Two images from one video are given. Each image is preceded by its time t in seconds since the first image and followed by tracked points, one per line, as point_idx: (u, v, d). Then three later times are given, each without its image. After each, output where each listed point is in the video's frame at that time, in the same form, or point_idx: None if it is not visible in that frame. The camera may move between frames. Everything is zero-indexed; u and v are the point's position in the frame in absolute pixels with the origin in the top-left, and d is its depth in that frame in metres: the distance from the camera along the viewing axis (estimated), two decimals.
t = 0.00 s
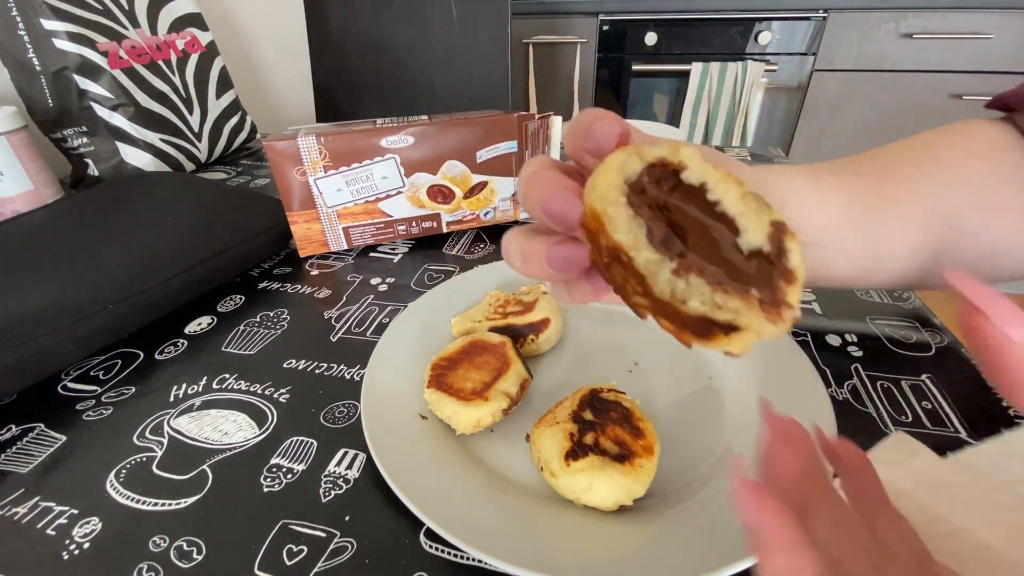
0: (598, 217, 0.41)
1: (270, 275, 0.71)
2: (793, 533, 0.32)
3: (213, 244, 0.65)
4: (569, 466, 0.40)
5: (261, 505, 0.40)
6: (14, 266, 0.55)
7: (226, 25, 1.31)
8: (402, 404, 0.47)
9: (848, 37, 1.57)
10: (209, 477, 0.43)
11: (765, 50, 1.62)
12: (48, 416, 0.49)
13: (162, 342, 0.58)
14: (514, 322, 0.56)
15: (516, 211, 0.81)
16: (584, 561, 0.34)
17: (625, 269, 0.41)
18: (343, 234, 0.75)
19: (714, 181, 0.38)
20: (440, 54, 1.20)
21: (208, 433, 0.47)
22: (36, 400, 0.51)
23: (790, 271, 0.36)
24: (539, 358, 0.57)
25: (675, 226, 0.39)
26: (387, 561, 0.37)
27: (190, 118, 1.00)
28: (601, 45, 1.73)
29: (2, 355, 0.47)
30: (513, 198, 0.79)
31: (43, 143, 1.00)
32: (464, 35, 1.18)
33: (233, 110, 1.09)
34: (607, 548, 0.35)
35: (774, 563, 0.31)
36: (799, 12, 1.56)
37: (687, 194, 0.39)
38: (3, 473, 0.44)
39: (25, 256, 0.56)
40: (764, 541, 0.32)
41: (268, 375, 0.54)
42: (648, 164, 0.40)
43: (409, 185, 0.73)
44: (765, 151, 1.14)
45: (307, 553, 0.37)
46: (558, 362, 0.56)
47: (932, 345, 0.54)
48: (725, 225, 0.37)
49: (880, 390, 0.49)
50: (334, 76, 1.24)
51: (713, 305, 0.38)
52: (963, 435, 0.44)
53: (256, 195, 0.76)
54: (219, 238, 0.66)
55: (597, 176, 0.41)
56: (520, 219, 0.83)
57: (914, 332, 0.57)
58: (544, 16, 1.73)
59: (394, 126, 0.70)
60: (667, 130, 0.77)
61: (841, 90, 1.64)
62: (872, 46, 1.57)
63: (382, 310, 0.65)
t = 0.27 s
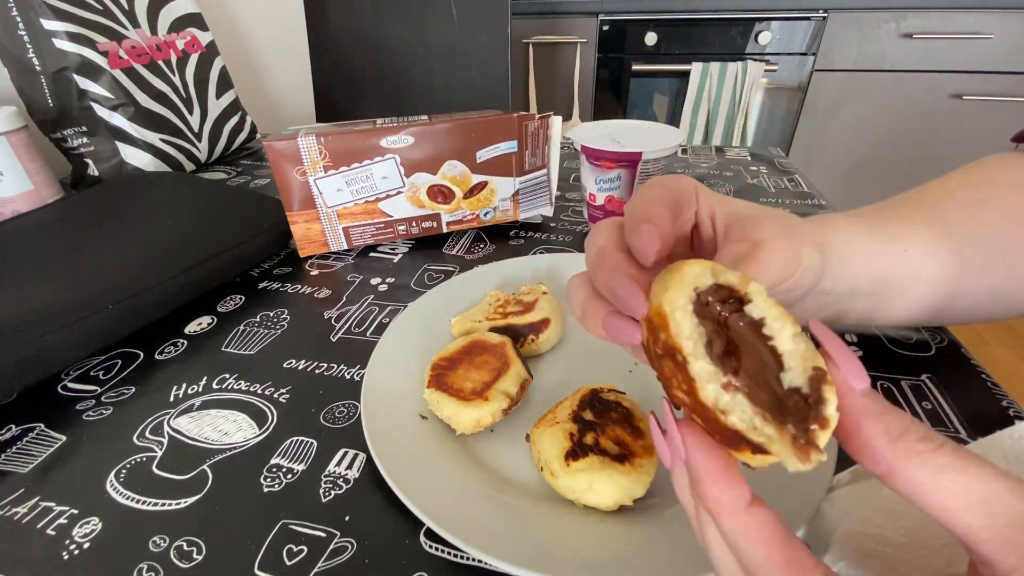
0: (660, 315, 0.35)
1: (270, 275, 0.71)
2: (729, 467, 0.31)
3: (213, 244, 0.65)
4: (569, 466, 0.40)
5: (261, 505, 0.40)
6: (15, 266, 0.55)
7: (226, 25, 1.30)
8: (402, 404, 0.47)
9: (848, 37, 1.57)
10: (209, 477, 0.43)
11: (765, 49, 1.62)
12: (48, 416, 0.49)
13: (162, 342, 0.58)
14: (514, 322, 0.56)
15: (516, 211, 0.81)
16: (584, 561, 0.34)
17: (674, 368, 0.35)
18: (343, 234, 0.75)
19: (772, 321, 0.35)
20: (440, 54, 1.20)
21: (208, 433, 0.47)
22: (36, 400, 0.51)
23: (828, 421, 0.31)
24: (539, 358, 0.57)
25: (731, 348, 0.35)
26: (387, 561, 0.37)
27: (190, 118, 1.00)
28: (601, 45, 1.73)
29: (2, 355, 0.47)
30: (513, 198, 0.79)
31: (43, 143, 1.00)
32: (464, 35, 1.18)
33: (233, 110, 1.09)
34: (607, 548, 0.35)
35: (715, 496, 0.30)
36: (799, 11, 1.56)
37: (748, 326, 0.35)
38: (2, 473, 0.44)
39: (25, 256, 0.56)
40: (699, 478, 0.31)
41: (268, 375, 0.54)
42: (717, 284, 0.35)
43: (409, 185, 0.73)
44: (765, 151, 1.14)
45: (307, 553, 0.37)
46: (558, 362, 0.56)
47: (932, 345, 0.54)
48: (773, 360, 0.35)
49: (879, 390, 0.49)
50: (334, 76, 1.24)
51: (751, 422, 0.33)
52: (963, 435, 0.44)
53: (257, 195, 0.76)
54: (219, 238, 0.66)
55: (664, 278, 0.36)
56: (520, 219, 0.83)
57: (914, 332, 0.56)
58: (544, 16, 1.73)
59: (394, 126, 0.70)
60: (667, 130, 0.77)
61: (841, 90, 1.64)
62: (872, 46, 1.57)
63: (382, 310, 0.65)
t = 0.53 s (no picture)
0: (665, 310, 0.34)
1: (270, 275, 0.71)
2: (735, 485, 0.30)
3: (213, 244, 0.65)
4: (569, 466, 0.40)
5: (261, 505, 0.40)
6: (14, 266, 0.55)
7: (226, 25, 1.30)
8: (402, 404, 0.47)
9: (848, 37, 1.57)
10: (209, 477, 0.43)
11: (765, 50, 1.62)
12: (48, 416, 0.49)
13: (162, 342, 0.58)
14: (514, 322, 0.56)
15: (516, 211, 0.81)
16: (585, 561, 0.34)
17: (677, 370, 0.33)
18: (343, 234, 0.75)
19: (771, 329, 0.34)
20: (440, 54, 1.20)
21: (208, 433, 0.47)
22: (36, 400, 0.51)
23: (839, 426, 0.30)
24: (539, 358, 0.57)
25: (736, 351, 0.34)
26: (386, 561, 0.37)
27: (190, 118, 1.00)
28: (601, 45, 1.73)
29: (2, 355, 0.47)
30: (513, 198, 0.79)
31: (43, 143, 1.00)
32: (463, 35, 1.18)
33: (233, 110, 1.09)
34: (607, 548, 0.35)
35: (724, 518, 0.29)
36: (799, 11, 1.56)
37: (747, 331, 0.34)
38: (2, 473, 0.44)
39: (25, 256, 0.56)
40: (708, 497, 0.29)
41: (268, 375, 0.54)
42: (719, 288, 0.34)
43: (409, 185, 0.73)
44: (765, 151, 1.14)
45: (307, 553, 0.37)
46: (557, 362, 0.56)
47: (932, 345, 0.54)
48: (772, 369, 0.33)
49: (880, 390, 0.49)
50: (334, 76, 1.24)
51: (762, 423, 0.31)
52: (963, 435, 0.44)
53: (257, 195, 0.76)
54: (219, 238, 0.66)
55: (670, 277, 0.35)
56: (520, 219, 0.83)
57: (914, 332, 0.56)
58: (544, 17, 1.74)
59: (394, 126, 0.70)
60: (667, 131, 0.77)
61: (841, 90, 1.64)
62: (872, 46, 1.57)
63: (382, 310, 0.65)
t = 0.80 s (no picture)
0: (659, 279, 0.35)
1: (270, 275, 0.71)
2: (706, 530, 0.32)
3: (212, 244, 0.65)
4: (569, 466, 0.40)
5: (261, 505, 0.40)
6: (14, 266, 0.55)
7: (226, 25, 1.30)
8: (402, 405, 0.47)
9: (848, 37, 1.57)
10: (209, 477, 0.43)
11: (765, 50, 1.62)
12: (48, 416, 0.49)
13: (162, 342, 0.58)
14: (514, 322, 0.56)
15: (516, 211, 0.81)
16: (585, 560, 0.34)
17: (662, 342, 0.35)
18: (343, 234, 0.75)
19: (763, 314, 0.34)
20: (440, 54, 1.20)
21: (208, 433, 0.47)
22: (36, 400, 0.51)
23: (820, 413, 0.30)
24: (539, 358, 0.57)
25: (726, 328, 0.34)
26: (386, 561, 0.37)
27: (190, 118, 1.00)
28: (601, 45, 1.73)
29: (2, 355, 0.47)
30: (513, 198, 0.79)
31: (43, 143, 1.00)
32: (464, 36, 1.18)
33: (233, 110, 1.09)
34: (606, 548, 0.35)
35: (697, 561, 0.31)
36: (799, 11, 1.56)
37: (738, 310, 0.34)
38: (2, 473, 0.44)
39: (25, 256, 0.56)
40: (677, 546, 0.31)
41: (268, 375, 0.54)
42: (718, 260, 0.35)
43: (409, 185, 0.73)
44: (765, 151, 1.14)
45: (307, 553, 0.37)
46: (558, 362, 0.56)
47: (932, 345, 0.54)
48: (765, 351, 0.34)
49: (880, 390, 0.49)
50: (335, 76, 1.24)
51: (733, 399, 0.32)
52: (963, 435, 0.44)
53: (257, 195, 0.76)
54: (219, 238, 0.66)
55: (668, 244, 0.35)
56: (520, 219, 0.83)
57: (914, 333, 0.56)
58: (544, 17, 1.74)
59: (394, 126, 0.70)
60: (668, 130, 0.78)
61: (841, 90, 1.64)
62: (872, 46, 1.57)
63: (382, 310, 0.65)
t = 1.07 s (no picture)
0: (629, 197, 0.42)
1: (270, 275, 0.71)
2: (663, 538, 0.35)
3: (212, 244, 0.65)
4: (569, 466, 0.40)
5: (261, 505, 0.40)
6: (14, 266, 0.55)
7: (226, 25, 1.30)
8: (401, 405, 0.47)
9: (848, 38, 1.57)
10: (209, 477, 0.43)
11: (765, 50, 1.62)
12: (48, 417, 0.49)
13: (162, 342, 0.58)
14: (514, 322, 0.56)
15: (516, 211, 0.81)
16: (585, 560, 0.34)
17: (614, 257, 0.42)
18: (343, 234, 0.75)
19: (716, 255, 0.39)
20: (440, 54, 1.20)
21: (208, 433, 0.47)
22: (36, 400, 0.51)
23: (733, 346, 0.37)
24: (539, 358, 0.57)
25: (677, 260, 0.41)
26: (386, 561, 0.37)
27: (190, 118, 0.99)
28: (601, 45, 1.73)
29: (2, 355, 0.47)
30: (513, 198, 0.79)
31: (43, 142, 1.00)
32: (464, 36, 1.18)
33: (233, 110, 1.09)
34: (606, 548, 0.35)
35: None
36: (799, 12, 1.56)
37: (694, 242, 0.40)
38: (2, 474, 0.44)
39: (25, 256, 0.56)
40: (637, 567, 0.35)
41: (268, 375, 0.54)
42: (689, 193, 0.41)
43: (409, 185, 0.73)
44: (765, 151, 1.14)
45: (307, 553, 0.37)
46: (558, 362, 0.56)
47: (932, 345, 0.54)
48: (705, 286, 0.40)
49: (880, 391, 0.49)
50: (335, 76, 1.24)
51: (654, 310, 0.40)
52: (963, 435, 0.44)
53: (257, 195, 0.76)
54: (219, 238, 0.66)
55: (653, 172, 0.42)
56: (520, 219, 0.83)
57: (914, 333, 0.56)
58: (544, 17, 1.74)
59: (394, 126, 0.70)
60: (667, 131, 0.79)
61: (842, 90, 1.64)
62: (872, 46, 1.57)
63: (382, 310, 0.65)
